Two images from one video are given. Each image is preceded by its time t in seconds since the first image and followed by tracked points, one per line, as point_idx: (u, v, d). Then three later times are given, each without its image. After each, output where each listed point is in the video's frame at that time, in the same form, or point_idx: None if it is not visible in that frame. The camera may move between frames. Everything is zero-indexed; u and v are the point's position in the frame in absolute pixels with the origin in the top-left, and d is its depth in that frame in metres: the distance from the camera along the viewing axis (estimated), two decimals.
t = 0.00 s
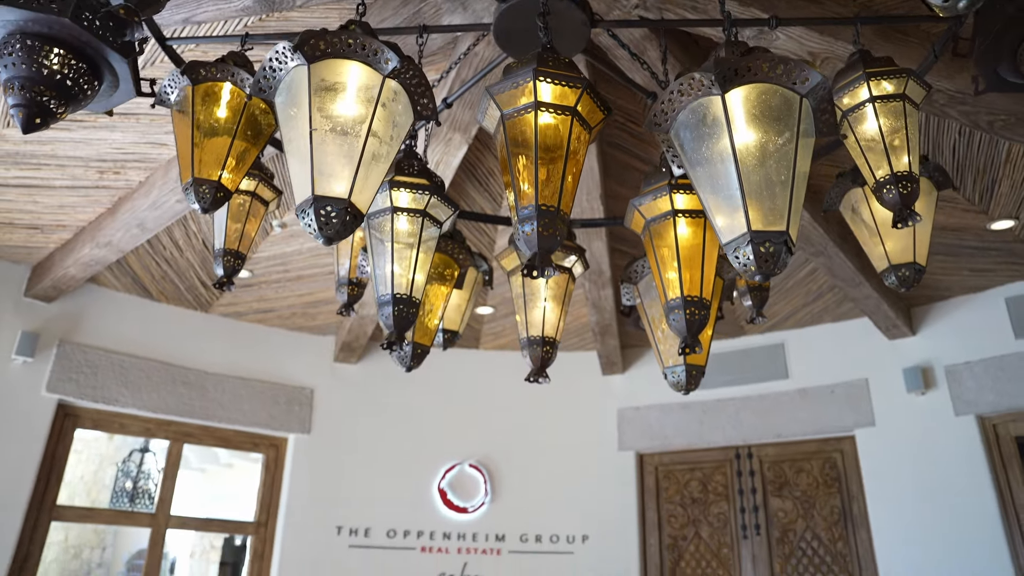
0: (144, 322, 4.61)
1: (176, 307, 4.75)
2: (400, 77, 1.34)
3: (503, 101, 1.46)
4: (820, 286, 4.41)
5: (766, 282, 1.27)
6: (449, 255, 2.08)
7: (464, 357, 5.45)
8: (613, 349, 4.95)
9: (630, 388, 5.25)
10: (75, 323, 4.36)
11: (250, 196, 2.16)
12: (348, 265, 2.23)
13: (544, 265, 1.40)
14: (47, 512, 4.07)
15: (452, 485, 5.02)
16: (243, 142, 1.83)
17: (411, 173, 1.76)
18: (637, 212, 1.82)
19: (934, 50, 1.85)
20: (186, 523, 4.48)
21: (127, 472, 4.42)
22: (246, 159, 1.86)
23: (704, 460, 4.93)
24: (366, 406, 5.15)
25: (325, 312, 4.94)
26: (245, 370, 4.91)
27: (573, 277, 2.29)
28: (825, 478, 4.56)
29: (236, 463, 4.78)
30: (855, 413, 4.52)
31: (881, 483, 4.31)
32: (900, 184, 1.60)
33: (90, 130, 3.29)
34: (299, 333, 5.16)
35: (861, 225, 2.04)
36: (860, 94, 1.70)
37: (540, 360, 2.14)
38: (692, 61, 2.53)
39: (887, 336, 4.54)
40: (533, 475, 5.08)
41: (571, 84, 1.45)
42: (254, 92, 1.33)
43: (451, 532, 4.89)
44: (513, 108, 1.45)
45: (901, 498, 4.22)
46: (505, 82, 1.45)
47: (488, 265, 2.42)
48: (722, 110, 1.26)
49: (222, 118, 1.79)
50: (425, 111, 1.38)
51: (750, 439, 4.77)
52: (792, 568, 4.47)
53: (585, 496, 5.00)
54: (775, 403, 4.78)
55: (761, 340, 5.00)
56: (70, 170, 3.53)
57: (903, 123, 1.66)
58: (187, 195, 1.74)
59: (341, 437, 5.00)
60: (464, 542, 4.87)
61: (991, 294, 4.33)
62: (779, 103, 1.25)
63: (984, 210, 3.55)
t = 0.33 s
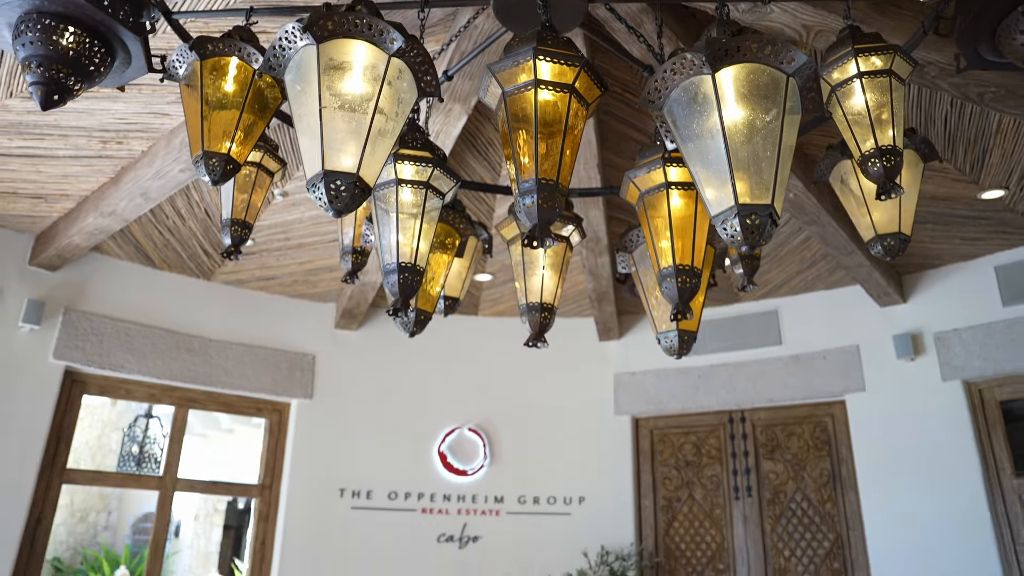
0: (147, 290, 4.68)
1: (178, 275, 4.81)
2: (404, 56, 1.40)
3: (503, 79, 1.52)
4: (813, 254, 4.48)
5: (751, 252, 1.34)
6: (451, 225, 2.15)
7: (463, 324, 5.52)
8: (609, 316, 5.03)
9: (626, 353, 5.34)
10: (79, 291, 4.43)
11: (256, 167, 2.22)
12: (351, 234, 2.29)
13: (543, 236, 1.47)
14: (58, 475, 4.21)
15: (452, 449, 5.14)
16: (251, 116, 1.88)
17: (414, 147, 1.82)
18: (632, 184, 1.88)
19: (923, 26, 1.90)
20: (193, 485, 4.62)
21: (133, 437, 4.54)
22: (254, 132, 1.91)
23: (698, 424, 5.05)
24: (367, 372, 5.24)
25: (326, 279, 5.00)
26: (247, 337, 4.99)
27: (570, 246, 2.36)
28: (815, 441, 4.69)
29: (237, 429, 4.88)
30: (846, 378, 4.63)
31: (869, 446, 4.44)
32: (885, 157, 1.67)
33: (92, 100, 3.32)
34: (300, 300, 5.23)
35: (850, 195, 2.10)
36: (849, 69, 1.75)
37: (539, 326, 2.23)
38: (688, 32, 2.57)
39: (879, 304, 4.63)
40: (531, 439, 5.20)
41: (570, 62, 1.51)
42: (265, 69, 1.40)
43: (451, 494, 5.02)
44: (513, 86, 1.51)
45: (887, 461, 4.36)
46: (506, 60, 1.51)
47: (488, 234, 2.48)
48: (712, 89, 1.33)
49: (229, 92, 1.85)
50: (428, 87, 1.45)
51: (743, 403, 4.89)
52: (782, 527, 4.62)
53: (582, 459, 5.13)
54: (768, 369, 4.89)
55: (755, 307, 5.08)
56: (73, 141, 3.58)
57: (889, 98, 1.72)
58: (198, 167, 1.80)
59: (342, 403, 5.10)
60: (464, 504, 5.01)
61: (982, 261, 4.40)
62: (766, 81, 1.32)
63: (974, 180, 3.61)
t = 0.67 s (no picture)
0: (149, 265, 4.74)
1: (179, 250, 4.87)
2: (406, 41, 1.47)
3: (502, 64, 1.58)
4: (807, 231, 4.53)
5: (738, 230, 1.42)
6: (451, 203, 2.21)
7: (462, 298, 5.57)
8: (606, 290, 5.10)
9: (622, 327, 5.41)
10: (82, 267, 4.49)
11: (260, 145, 2.27)
12: (354, 211, 2.34)
13: (541, 215, 1.55)
14: (64, 449, 4.30)
15: (451, 421, 5.23)
16: (256, 96, 1.93)
17: (415, 127, 1.87)
18: (626, 164, 1.94)
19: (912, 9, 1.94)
20: (196, 457, 4.71)
21: (137, 411, 4.62)
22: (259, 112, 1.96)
23: (693, 397, 5.14)
24: (367, 346, 5.31)
25: (325, 254, 5.05)
26: (249, 311, 5.05)
27: (567, 223, 2.41)
28: (807, 414, 4.79)
29: (238, 403, 4.96)
30: (838, 352, 4.72)
31: (859, 418, 4.54)
32: (869, 138, 1.74)
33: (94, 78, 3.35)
34: (300, 275, 5.28)
35: (838, 173, 2.16)
36: (837, 52, 1.80)
37: (536, 300, 2.30)
38: (684, 12, 2.60)
39: (871, 279, 4.70)
40: (529, 411, 5.30)
41: (566, 47, 1.56)
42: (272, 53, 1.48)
43: (450, 465, 5.13)
44: (512, 71, 1.57)
45: (877, 432, 4.47)
46: (505, 46, 1.57)
47: (486, 211, 2.52)
48: (701, 73, 1.40)
49: (234, 73, 1.89)
50: (430, 70, 1.53)
51: (737, 377, 4.98)
52: (774, 498, 4.73)
53: (578, 431, 5.23)
54: (762, 343, 4.97)
55: (750, 282, 5.14)
56: (75, 118, 3.61)
57: (875, 80, 1.78)
58: (205, 147, 1.86)
59: (343, 376, 5.18)
60: (463, 475, 5.12)
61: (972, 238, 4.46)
62: (752, 66, 1.40)
63: (966, 157, 3.67)
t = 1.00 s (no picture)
0: (151, 245, 4.79)
1: (179, 230, 4.91)
2: (406, 30, 1.53)
3: (499, 53, 1.66)
4: (801, 210, 4.57)
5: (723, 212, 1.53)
6: (449, 185, 2.26)
7: (460, 277, 5.63)
8: (603, 269, 5.16)
9: (618, 305, 5.47)
10: (84, 247, 4.54)
11: (262, 128, 2.32)
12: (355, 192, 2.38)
13: (537, 198, 1.62)
14: (70, 426, 4.38)
15: (450, 398, 5.32)
16: (259, 80, 1.98)
17: (415, 112, 1.92)
18: (619, 148, 2.00)
19: None
20: (199, 434, 4.80)
21: (139, 388, 4.69)
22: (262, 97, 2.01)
23: (688, 373, 5.22)
24: (366, 324, 5.38)
25: (325, 234, 5.09)
26: (249, 290, 5.11)
27: (563, 203, 2.45)
28: (800, 390, 4.88)
29: (239, 380, 5.03)
30: (831, 329, 4.80)
31: (851, 394, 4.63)
32: (855, 123, 1.80)
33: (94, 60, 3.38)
34: (299, 254, 5.33)
35: (826, 155, 2.21)
36: (825, 38, 1.85)
37: (532, 279, 2.37)
38: None
39: (864, 257, 4.76)
40: (527, 388, 5.38)
41: (560, 37, 1.63)
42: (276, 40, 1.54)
43: (449, 441, 5.22)
44: (509, 59, 1.64)
45: (867, 407, 4.56)
46: (501, 35, 1.64)
47: (484, 192, 2.56)
48: (689, 62, 1.50)
49: (237, 59, 1.94)
50: (428, 58, 1.59)
51: (731, 353, 5.05)
52: (766, 472, 4.83)
53: (575, 407, 5.31)
54: (757, 320, 5.04)
55: (745, 260, 5.20)
56: (76, 99, 3.65)
57: (861, 66, 1.84)
58: (210, 132, 1.91)
59: (343, 354, 5.25)
60: (462, 450, 5.21)
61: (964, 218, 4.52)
62: (738, 56, 1.49)
63: (957, 137, 3.71)
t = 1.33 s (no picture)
0: (152, 220, 4.84)
1: (180, 205, 4.96)
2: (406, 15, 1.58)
3: (497, 37, 1.72)
4: (796, 185, 4.62)
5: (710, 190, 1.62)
6: (448, 162, 2.31)
7: (458, 251, 5.68)
8: (600, 243, 5.22)
9: (615, 279, 5.52)
10: (86, 222, 4.60)
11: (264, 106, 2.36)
12: (355, 169, 2.42)
13: (534, 176, 1.69)
14: (76, 399, 4.47)
15: (449, 370, 5.40)
16: (261, 60, 2.02)
17: (415, 92, 1.98)
18: (612, 128, 2.06)
19: None
20: (202, 406, 4.89)
21: (142, 362, 4.77)
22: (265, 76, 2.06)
23: (683, 346, 5.31)
24: (366, 298, 5.44)
25: (324, 209, 5.14)
26: (250, 265, 5.17)
27: (559, 179, 2.49)
28: (793, 362, 4.98)
29: (239, 354, 5.11)
30: (824, 303, 4.87)
31: (843, 367, 4.72)
32: (842, 103, 1.85)
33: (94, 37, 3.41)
34: (299, 229, 5.37)
35: (816, 132, 2.26)
36: (813, 20, 1.90)
37: (528, 254, 2.42)
38: None
39: (858, 232, 4.82)
40: (524, 361, 5.46)
41: (556, 21, 1.71)
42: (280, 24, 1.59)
43: (448, 413, 5.32)
44: (507, 43, 1.71)
45: (858, 379, 4.66)
46: (499, 20, 1.71)
47: (482, 168, 2.60)
48: (679, 46, 1.59)
49: (240, 40, 1.98)
50: (427, 40, 1.64)
51: (726, 327, 5.13)
52: (759, 443, 4.94)
53: (572, 380, 5.40)
54: (751, 294, 5.11)
55: (740, 235, 5.25)
56: (76, 76, 3.68)
57: (848, 47, 1.89)
58: (215, 112, 1.96)
59: (343, 328, 5.33)
60: (460, 421, 5.31)
61: (956, 193, 4.56)
62: (726, 40, 1.58)
63: (951, 113, 3.75)
